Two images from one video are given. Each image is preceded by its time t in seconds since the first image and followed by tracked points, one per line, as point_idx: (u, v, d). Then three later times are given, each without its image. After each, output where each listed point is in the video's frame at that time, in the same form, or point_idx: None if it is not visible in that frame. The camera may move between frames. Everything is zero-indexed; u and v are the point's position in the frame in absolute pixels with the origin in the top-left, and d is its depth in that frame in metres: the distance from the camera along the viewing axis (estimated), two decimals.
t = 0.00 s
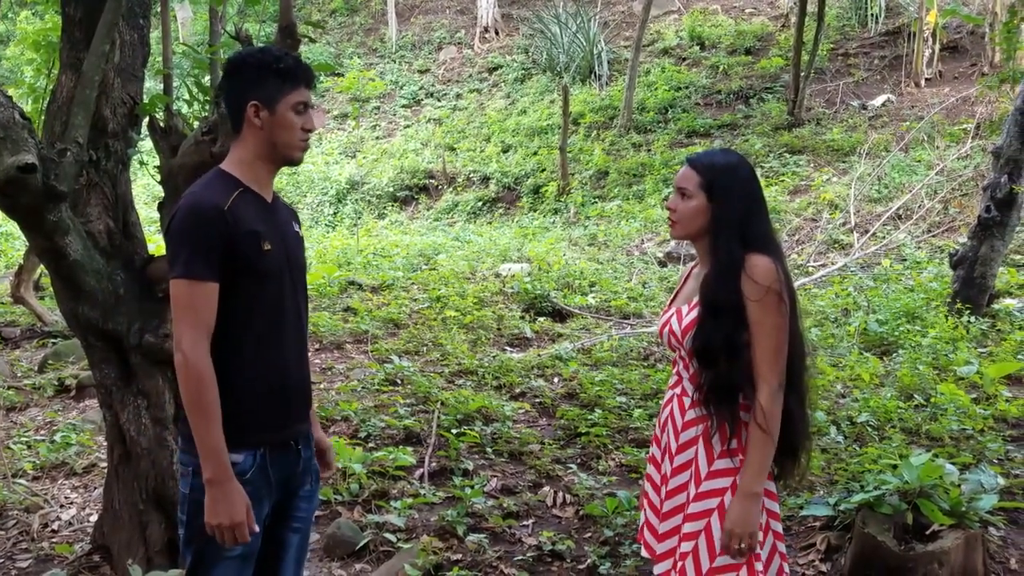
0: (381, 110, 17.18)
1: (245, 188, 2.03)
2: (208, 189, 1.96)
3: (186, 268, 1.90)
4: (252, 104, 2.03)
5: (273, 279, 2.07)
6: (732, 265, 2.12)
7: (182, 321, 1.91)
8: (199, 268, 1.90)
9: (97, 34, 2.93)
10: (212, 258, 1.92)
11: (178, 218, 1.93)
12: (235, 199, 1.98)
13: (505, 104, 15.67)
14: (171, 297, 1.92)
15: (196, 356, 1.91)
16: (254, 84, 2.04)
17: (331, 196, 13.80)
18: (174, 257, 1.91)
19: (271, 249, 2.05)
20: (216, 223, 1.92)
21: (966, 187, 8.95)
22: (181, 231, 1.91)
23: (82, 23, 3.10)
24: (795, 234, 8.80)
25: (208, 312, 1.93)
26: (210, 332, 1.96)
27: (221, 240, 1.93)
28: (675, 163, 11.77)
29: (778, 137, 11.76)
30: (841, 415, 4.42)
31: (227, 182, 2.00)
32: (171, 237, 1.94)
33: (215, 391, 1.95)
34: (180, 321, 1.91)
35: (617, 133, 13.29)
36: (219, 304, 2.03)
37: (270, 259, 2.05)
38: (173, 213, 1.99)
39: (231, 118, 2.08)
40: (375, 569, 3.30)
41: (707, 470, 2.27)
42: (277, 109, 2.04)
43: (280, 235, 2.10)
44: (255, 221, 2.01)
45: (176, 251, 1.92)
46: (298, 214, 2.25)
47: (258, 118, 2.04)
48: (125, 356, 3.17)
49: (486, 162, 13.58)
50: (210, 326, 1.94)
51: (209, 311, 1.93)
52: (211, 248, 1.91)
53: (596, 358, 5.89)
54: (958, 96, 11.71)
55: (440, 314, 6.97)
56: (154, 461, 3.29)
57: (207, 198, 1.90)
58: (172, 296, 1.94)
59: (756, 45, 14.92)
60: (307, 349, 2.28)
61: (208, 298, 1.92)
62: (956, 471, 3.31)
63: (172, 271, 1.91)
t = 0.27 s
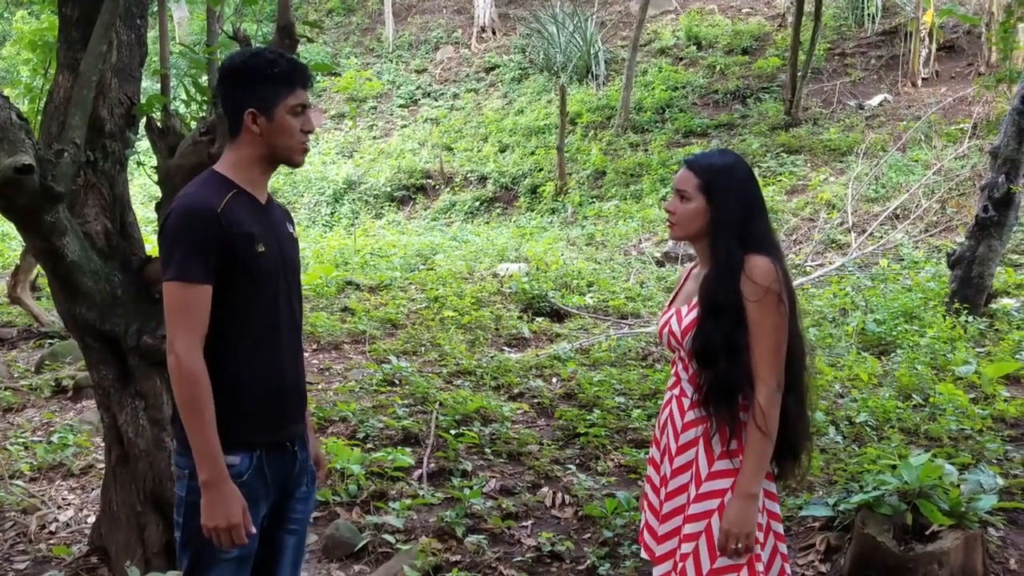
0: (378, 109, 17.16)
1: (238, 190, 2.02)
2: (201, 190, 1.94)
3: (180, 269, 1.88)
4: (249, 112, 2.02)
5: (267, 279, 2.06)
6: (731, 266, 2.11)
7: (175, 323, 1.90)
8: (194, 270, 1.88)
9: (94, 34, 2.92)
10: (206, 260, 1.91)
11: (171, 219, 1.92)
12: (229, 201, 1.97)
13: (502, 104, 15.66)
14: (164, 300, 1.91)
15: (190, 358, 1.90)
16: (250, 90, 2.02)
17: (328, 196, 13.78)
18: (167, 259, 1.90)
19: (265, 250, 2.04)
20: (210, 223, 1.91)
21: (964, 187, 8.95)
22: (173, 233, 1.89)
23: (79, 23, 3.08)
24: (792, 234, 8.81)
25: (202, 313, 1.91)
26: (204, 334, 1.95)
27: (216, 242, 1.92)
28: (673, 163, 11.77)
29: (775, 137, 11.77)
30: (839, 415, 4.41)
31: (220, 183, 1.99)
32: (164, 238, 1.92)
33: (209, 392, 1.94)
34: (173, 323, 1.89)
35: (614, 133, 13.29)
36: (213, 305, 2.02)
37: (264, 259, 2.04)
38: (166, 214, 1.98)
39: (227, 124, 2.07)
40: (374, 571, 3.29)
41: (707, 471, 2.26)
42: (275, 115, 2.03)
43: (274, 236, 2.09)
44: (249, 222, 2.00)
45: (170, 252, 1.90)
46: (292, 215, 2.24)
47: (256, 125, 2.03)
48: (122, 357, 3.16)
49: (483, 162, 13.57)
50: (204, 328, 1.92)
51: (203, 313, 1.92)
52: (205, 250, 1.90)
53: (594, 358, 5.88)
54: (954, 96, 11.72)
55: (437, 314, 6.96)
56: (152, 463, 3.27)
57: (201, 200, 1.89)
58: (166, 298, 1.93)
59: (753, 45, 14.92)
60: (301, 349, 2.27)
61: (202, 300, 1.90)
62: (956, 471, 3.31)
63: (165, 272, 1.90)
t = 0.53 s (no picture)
0: (377, 109, 17.15)
1: (237, 189, 2.01)
2: (200, 190, 1.94)
3: (179, 270, 1.87)
4: (250, 109, 2.01)
5: (266, 279, 2.06)
6: (734, 265, 2.11)
7: (172, 324, 1.89)
8: (192, 270, 1.88)
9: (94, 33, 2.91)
10: (205, 260, 1.90)
11: (170, 219, 1.91)
12: (228, 200, 1.97)
13: (501, 103, 15.65)
14: (162, 300, 1.90)
15: (187, 359, 1.89)
16: (252, 88, 2.02)
17: (327, 196, 13.77)
18: (166, 259, 1.89)
19: (264, 250, 2.04)
20: (209, 224, 1.90)
21: (963, 186, 8.96)
22: (172, 233, 1.89)
23: (79, 22, 3.08)
24: (792, 233, 8.80)
25: (200, 314, 1.91)
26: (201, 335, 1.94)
27: (215, 242, 1.91)
28: (672, 163, 11.76)
29: (774, 137, 11.76)
30: (840, 415, 4.41)
31: (219, 183, 1.98)
32: (163, 238, 1.91)
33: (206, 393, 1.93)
34: (171, 324, 1.89)
35: (614, 133, 13.28)
36: (212, 305, 2.02)
37: (263, 260, 2.03)
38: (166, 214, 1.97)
39: (227, 122, 2.06)
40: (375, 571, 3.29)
41: (710, 470, 2.26)
42: (276, 113, 2.03)
43: (273, 236, 2.08)
44: (248, 222, 2.00)
45: (169, 252, 1.90)
46: (291, 213, 2.23)
47: (257, 123, 2.02)
48: (123, 357, 3.15)
49: (482, 162, 13.56)
50: (201, 328, 1.92)
51: (201, 313, 1.91)
52: (204, 250, 1.89)
53: (594, 358, 5.88)
54: (954, 96, 11.72)
55: (437, 314, 6.95)
56: (152, 462, 3.27)
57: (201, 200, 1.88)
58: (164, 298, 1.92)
59: (752, 45, 14.91)
60: (300, 348, 2.26)
61: (201, 301, 1.90)
62: (957, 470, 3.31)
63: (164, 272, 1.89)
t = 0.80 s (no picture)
0: (376, 109, 17.15)
1: (236, 189, 2.01)
2: (199, 190, 1.94)
3: (177, 270, 1.87)
4: (249, 109, 2.01)
5: (266, 279, 2.06)
6: (736, 265, 2.11)
7: (171, 324, 1.89)
8: (191, 270, 1.88)
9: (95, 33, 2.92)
10: (204, 260, 1.90)
11: (169, 219, 1.91)
12: (227, 200, 1.97)
13: (501, 103, 15.65)
14: (161, 301, 1.90)
15: (187, 359, 1.89)
16: (250, 88, 2.02)
17: (327, 196, 13.76)
18: (165, 260, 1.89)
19: (263, 250, 2.04)
20: (209, 224, 1.90)
21: (963, 186, 8.96)
22: (171, 233, 1.89)
23: (80, 22, 3.08)
24: (792, 233, 8.81)
25: (199, 314, 1.91)
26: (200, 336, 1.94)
27: (214, 242, 1.91)
28: (672, 163, 11.76)
29: (774, 137, 11.76)
30: (840, 415, 4.41)
31: (218, 183, 1.98)
32: (162, 238, 1.91)
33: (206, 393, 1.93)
34: (171, 324, 1.89)
35: (614, 132, 13.29)
36: (212, 305, 2.02)
37: (262, 259, 2.03)
38: (165, 214, 1.97)
39: (226, 122, 2.06)
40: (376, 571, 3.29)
41: (713, 470, 2.26)
42: (275, 112, 2.03)
43: (272, 235, 2.08)
44: (247, 222, 2.00)
45: (168, 252, 1.89)
46: (291, 213, 2.23)
47: (256, 122, 2.02)
48: (124, 356, 3.15)
49: (482, 162, 13.56)
50: (200, 329, 1.92)
51: (201, 313, 1.91)
52: (203, 250, 1.89)
53: (595, 358, 5.88)
54: (953, 95, 11.72)
55: (437, 314, 6.95)
56: (153, 462, 3.27)
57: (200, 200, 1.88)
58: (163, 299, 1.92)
59: (752, 45, 14.91)
60: (300, 348, 2.26)
61: (200, 300, 1.90)
62: (958, 470, 3.31)
63: (163, 272, 1.89)
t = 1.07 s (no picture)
0: (377, 109, 17.16)
1: (235, 190, 2.02)
2: (198, 192, 1.94)
3: (176, 272, 1.87)
4: (248, 109, 2.02)
5: (265, 281, 2.06)
6: (737, 266, 2.11)
7: (171, 326, 1.89)
8: (190, 271, 1.88)
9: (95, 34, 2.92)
10: (203, 262, 1.90)
11: (168, 221, 1.91)
12: (227, 201, 1.97)
13: (501, 103, 15.65)
14: (161, 303, 1.90)
15: (187, 361, 1.90)
16: (249, 88, 2.02)
17: (327, 196, 13.76)
18: (164, 262, 1.89)
19: (262, 252, 2.04)
20: (208, 226, 1.90)
21: (964, 186, 8.96)
22: (171, 235, 1.89)
23: (80, 24, 3.08)
24: (793, 233, 8.81)
25: (199, 315, 1.91)
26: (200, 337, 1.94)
27: (213, 244, 1.91)
28: (673, 163, 11.76)
29: (775, 136, 11.76)
30: (841, 415, 4.41)
31: (217, 185, 1.99)
32: (161, 240, 1.91)
33: (206, 395, 1.93)
34: (170, 326, 1.89)
35: (614, 132, 13.29)
36: (212, 307, 2.02)
37: (261, 261, 2.03)
38: (164, 216, 1.97)
39: (227, 122, 2.06)
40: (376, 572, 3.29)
41: (716, 473, 2.25)
42: (273, 113, 2.03)
43: (272, 237, 2.09)
44: (247, 224, 2.00)
45: (167, 253, 1.90)
46: (291, 214, 2.23)
47: (255, 122, 2.03)
48: (125, 358, 3.15)
49: (483, 162, 13.56)
50: (200, 330, 1.92)
51: (200, 315, 1.91)
52: (202, 252, 1.89)
53: (595, 358, 5.88)
54: (954, 95, 11.72)
55: (438, 314, 6.95)
56: (154, 463, 3.26)
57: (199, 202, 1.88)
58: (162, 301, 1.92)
59: (752, 44, 14.90)
60: (300, 351, 2.26)
61: (198, 302, 1.90)
62: (958, 471, 3.31)
63: (162, 274, 1.89)
